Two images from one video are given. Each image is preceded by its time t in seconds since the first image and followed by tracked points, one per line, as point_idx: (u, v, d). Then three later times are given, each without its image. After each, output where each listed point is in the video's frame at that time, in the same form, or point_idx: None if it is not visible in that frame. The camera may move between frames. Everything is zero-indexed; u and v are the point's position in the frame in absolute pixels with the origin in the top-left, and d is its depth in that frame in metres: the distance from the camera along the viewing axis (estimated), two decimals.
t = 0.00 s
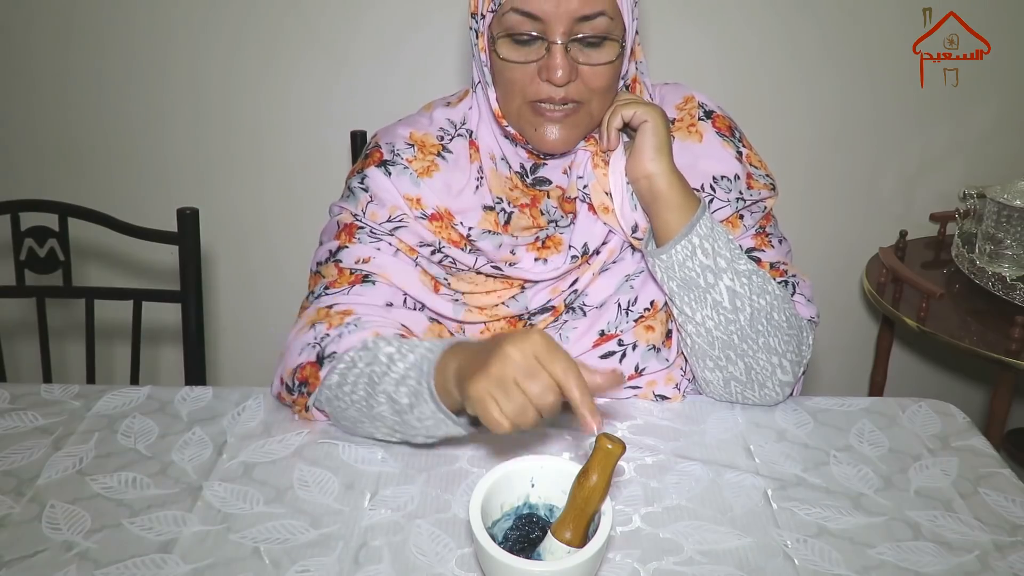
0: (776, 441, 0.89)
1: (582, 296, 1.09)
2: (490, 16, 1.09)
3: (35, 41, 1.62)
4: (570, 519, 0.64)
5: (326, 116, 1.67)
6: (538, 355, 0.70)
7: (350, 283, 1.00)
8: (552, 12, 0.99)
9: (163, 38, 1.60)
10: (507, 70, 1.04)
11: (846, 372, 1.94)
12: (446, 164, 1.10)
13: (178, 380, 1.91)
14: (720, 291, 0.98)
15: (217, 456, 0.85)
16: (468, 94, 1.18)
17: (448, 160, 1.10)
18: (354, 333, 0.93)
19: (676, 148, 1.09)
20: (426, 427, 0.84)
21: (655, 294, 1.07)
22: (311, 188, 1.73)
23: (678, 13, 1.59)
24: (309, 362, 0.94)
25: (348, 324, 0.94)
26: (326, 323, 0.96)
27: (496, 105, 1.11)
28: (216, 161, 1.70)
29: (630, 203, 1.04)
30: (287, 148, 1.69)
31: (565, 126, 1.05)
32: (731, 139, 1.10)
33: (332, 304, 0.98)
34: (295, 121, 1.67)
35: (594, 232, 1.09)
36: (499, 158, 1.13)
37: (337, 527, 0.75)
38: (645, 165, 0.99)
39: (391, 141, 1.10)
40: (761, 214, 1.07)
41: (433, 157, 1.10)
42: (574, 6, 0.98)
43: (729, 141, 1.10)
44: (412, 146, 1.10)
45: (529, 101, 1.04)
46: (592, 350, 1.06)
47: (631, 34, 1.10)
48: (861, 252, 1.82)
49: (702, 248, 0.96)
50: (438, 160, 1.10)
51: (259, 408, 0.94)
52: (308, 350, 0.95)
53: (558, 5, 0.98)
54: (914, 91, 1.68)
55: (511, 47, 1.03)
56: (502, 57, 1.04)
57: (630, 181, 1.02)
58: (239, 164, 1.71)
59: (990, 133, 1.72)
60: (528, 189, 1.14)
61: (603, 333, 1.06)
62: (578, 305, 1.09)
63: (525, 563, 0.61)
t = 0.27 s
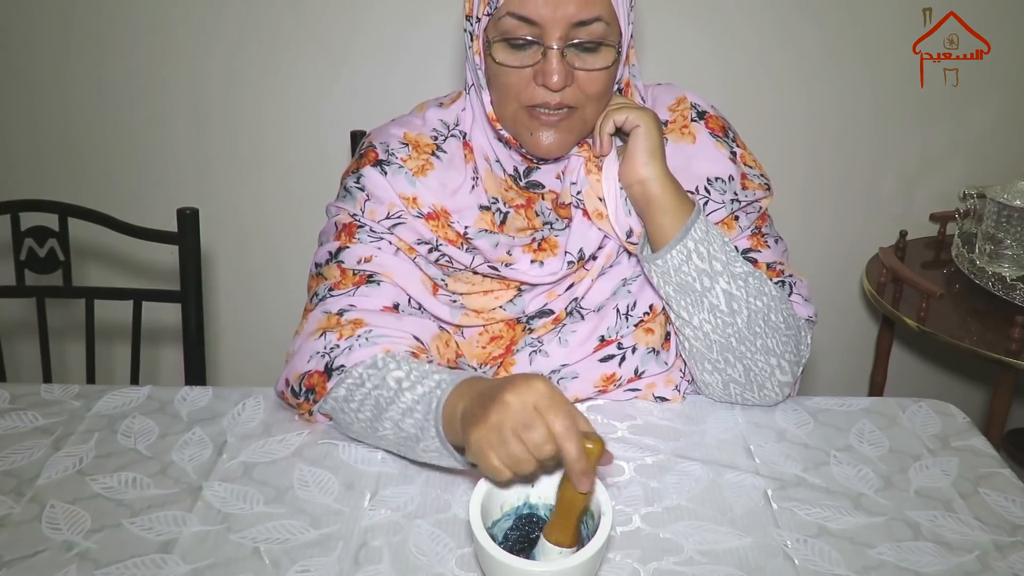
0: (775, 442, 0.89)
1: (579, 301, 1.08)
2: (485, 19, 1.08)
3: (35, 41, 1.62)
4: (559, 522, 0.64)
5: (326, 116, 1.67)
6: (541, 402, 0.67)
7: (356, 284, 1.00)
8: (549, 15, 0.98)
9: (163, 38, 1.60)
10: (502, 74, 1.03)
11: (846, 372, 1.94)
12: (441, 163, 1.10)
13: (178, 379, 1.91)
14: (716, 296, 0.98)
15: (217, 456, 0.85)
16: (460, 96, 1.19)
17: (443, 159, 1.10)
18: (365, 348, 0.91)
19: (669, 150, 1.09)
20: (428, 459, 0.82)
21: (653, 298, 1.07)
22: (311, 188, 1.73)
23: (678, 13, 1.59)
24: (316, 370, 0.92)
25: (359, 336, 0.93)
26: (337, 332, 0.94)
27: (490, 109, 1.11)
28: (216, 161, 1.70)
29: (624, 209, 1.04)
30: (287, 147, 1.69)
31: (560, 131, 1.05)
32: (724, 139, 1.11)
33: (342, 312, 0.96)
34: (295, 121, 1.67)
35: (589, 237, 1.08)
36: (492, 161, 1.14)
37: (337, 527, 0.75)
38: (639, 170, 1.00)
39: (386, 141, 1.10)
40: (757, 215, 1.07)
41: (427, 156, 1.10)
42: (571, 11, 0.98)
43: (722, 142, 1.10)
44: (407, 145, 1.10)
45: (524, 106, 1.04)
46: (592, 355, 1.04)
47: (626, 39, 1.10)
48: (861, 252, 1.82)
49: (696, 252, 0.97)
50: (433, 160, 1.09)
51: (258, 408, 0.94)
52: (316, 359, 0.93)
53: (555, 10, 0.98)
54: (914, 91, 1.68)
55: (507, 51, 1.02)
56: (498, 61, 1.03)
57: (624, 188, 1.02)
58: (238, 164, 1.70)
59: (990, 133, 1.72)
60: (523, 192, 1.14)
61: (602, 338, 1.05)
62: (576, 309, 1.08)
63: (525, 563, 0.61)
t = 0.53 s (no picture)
0: (775, 442, 0.89)
1: (581, 300, 1.08)
2: (485, 24, 1.08)
3: (34, 41, 1.62)
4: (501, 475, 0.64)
5: (326, 116, 1.67)
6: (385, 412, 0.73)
7: (345, 285, 1.00)
8: (548, 22, 0.98)
9: (163, 38, 1.60)
10: (503, 79, 1.03)
11: (846, 372, 1.94)
12: (441, 163, 1.09)
13: (178, 379, 1.91)
14: (718, 296, 0.98)
15: (217, 456, 0.85)
16: (462, 95, 1.19)
17: (443, 159, 1.10)
18: (329, 347, 0.91)
19: (672, 150, 1.09)
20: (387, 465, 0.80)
21: (654, 297, 1.07)
22: (311, 188, 1.73)
23: (678, 13, 1.59)
24: (291, 373, 0.93)
25: (328, 337, 0.93)
26: (309, 334, 0.95)
27: (492, 112, 1.11)
28: (216, 161, 1.70)
29: (625, 208, 1.04)
30: (287, 147, 1.69)
31: (561, 135, 1.04)
32: (727, 139, 1.10)
33: (317, 315, 0.97)
34: (294, 121, 1.67)
35: (591, 236, 1.08)
36: (493, 161, 1.13)
37: (337, 527, 0.75)
38: (640, 169, 0.99)
39: (386, 141, 1.10)
40: (759, 215, 1.07)
41: (427, 156, 1.09)
42: (571, 16, 0.98)
43: (725, 141, 1.10)
44: (406, 145, 1.10)
45: (525, 110, 1.03)
46: (592, 354, 1.04)
47: (627, 41, 1.10)
48: (861, 252, 1.82)
49: (699, 253, 0.97)
50: (433, 159, 1.09)
51: (258, 408, 0.94)
52: (290, 362, 0.94)
53: (554, 15, 0.98)
54: (914, 91, 1.68)
55: (507, 56, 1.02)
56: (498, 66, 1.03)
57: (625, 186, 1.02)
58: (238, 164, 1.70)
59: (990, 133, 1.72)
60: (525, 192, 1.14)
61: (603, 337, 1.05)
62: (577, 309, 1.08)
63: (525, 563, 0.61)
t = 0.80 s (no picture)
0: (776, 442, 0.89)
1: (583, 299, 1.09)
2: (487, 26, 1.08)
3: (34, 41, 1.62)
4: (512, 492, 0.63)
5: (326, 116, 1.67)
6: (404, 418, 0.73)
7: (347, 285, 1.00)
8: (550, 24, 0.98)
9: (163, 38, 1.60)
10: (506, 82, 1.03)
11: (846, 372, 1.94)
12: (445, 163, 1.10)
13: (178, 379, 1.91)
14: (720, 295, 0.98)
15: (217, 456, 0.85)
16: (466, 94, 1.18)
17: (446, 160, 1.10)
18: (333, 351, 0.91)
19: (676, 149, 1.09)
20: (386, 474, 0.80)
21: (654, 296, 1.07)
22: (311, 188, 1.73)
23: (678, 13, 1.59)
24: (292, 375, 0.92)
25: (330, 340, 0.93)
26: (310, 336, 0.95)
27: (495, 113, 1.11)
28: (216, 161, 1.70)
29: (629, 207, 1.04)
30: (286, 147, 1.69)
31: (565, 136, 1.04)
32: (731, 139, 1.10)
33: (318, 317, 0.97)
34: (294, 121, 1.67)
35: (594, 236, 1.09)
36: (497, 161, 1.13)
37: (337, 527, 0.75)
38: (644, 168, 0.99)
39: (390, 141, 1.10)
40: (762, 214, 1.07)
41: (431, 156, 1.09)
42: (572, 19, 0.98)
43: (728, 141, 1.10)
44: (410, 145, 1.09)
45: (528, 113, 1.04)
46: (592, 354, 1.04)
47: (631, 41, 1.10)
48: (861, 252, 1.82)
49: (701, 252, 0.97)
50: (436, 160, 1.09)
51: (258, 408, 0.94)
52: (291, 364, 0.94)
53: (556, 18, 0.98)
54: (914, 91, 1.68)
55: (509, 60, 1.03)
56: (501, 70, 1.03)
57: (628, 186, 1.02)
58: (238, 164, 1.70)
59: (990, 133, 1.72)
60: (528, 192, 1.14)
61: (603, 336, 1.05)
62: (579, 309, 1.08)
63: (525, 563, 0.61)
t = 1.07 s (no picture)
0: (776, 442, 0.89)
1: (582, 299, 1.09)
2: (487, 27, 1.08)
3: (34, 41, 1.62)
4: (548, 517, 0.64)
5: (326, 116, 1.67)
6: (470, 404, 0.71)
7: (348, 285, 1.00)
8: (550, 25, 0.98)
9: (164, 38, 1.60)
10: (505, 83, 1.03)
11: (846, 372, 1.94)
12: (445, 164, 1.10)
13: (178, 380, 1.91)
14: (720, 295, 0.98)
15: (217, 456, 0.85)
16: (466, 95, 1.18)
17: (447, 160, 1.10)
18: (346, 354, 0.91)
19: (676, 149, 1.09)
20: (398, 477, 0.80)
21: (654, 296, 1.07)
22: (311, 187, 1.73)
23: (678, 13, 1.59)
24: (298, 376, 0.92)
25: (340, 342, 0.93)
26: (319, 338, 0.94)
27: (496, 114, 1.11)
28: (215, 162, 1.70)
29: (629, 207, 1.04)
30: (286, 147, 1.69)
31: (565, 136, 1.04)
32: (731, 139, 1.10)
33: (325, 318, 0.97)
34: (294, 121, 1.67)
35: (594, 236, 1.09)
36: (497, 161, 1.13)
37: (337, 527, 0.75)
38: (645, 168, 0.99)
39: (390, 141, 1.10)
40: (762, 215, 1.07)
41: (431, 156, 1.09)
42: (572, 20, 0.98)
43: (728, 142, 1.10)
44: (411, 145, 1.09)
45: (527, 113, 1.03)
46: (592, 354, 1.04)
47: (631, 42, 1.10)
48: (861, 252, 1.82)
49: (701, 252, 0.97)
50: (437, 160, 1.09)
51: (258, 408, 0.94)
52: (298, 365, 0.93)
53: (556, 19, 0.98)
54: (914, 91, 1.68)
55: (509, 60, 1.02)
56: (501, 70, 1.03)
57: (628, 185, 1.02)
58: (238, 164, 1.70)
59: (990, 133, 1.72)
60: (528, 193, 1.14)
61: (603, 336, 1.05)
62: (579, 309, 1.08)
63: (525, 563, 0.61)
